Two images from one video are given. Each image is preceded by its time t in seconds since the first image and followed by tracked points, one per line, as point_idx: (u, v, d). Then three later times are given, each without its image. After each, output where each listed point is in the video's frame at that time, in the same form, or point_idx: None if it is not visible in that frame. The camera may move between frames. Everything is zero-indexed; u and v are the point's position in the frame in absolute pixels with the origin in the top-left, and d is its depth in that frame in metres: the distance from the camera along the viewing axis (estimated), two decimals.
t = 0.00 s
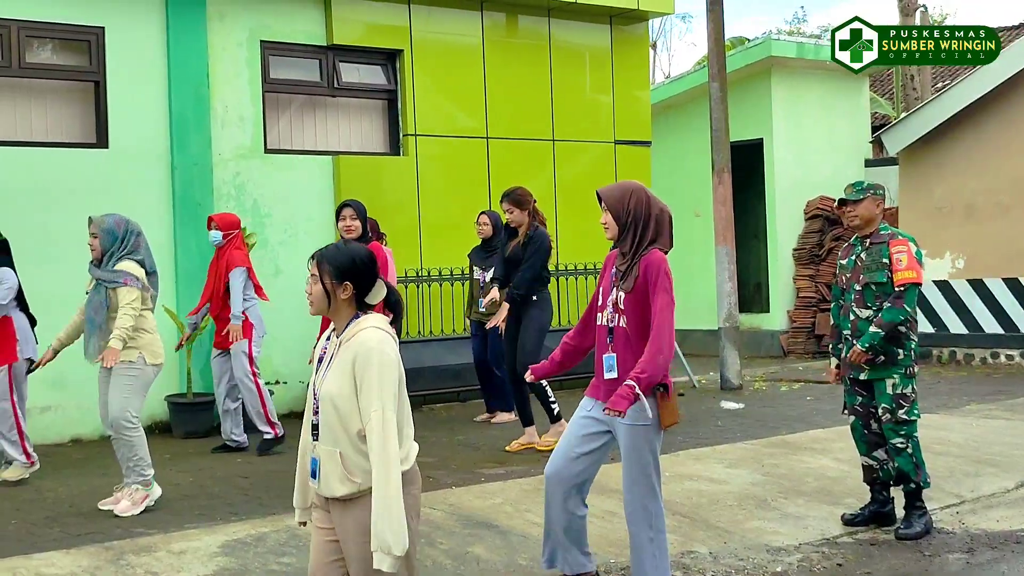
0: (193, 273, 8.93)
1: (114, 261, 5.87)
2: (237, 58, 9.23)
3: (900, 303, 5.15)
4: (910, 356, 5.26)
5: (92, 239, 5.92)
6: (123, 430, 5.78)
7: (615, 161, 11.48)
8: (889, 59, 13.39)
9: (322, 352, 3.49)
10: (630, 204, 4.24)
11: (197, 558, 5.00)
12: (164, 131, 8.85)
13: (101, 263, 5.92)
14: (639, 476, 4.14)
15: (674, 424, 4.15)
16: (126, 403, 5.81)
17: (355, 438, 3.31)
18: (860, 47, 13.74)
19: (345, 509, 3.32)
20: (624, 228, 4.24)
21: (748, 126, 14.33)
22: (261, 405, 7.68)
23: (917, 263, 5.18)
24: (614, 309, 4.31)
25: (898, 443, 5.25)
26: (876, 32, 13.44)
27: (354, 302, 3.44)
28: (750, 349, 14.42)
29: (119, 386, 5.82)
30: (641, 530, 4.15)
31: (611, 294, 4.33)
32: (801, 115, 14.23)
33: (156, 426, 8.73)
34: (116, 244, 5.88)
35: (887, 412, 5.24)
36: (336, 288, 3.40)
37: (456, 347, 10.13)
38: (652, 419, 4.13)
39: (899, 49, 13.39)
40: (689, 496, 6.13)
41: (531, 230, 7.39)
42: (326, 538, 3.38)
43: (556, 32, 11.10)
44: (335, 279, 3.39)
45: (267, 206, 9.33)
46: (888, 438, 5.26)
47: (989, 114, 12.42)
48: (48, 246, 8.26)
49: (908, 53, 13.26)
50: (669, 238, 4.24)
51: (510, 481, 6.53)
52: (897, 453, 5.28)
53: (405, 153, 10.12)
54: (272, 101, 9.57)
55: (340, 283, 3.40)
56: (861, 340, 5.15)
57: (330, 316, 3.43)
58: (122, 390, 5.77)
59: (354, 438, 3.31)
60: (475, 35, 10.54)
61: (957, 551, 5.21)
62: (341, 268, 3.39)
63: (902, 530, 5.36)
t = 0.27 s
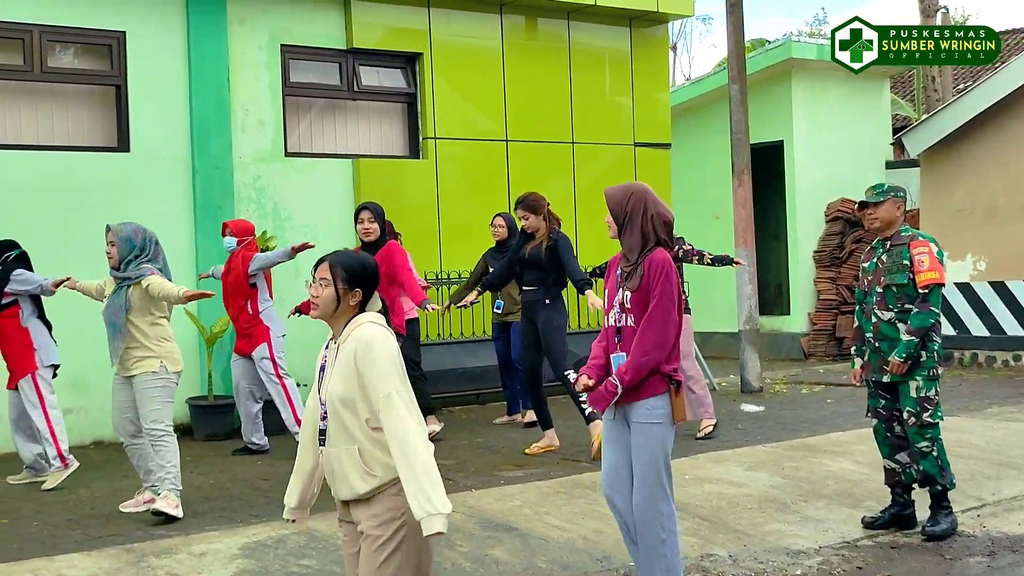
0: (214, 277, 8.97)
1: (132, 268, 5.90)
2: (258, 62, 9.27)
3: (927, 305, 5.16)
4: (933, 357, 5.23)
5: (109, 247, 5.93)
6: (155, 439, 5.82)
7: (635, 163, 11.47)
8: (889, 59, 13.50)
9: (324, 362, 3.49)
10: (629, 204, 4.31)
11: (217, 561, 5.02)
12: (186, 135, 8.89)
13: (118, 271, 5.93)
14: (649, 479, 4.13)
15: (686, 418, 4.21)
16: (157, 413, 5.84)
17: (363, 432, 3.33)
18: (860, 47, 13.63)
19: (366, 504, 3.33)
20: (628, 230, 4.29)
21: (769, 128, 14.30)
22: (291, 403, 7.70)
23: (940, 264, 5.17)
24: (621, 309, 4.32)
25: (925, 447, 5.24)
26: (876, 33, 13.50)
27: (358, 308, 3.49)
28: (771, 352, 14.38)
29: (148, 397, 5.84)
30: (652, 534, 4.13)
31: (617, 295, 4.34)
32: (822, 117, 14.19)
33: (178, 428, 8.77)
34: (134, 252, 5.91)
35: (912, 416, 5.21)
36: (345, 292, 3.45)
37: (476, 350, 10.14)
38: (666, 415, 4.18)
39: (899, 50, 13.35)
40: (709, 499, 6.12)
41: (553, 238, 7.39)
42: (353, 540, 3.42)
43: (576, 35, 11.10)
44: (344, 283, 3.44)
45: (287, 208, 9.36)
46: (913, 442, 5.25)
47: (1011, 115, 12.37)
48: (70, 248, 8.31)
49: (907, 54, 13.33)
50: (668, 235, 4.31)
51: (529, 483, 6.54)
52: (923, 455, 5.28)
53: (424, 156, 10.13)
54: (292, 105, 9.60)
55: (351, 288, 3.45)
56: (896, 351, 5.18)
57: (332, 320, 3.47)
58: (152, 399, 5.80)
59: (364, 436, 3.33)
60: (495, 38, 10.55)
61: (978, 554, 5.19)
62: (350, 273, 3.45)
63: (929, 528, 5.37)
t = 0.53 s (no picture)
0: (237, 280, 9.00)
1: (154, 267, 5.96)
2: (280, 66, 9.30)
3: (989, 311, 5.13)
4: (967, 362, 5.20)
5: (131, 247, 6.02)
6: (163, 436, 5.85)
7: (657, 165, 11.46)
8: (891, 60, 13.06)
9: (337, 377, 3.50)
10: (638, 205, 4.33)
11: (240, 562, 5.04)
12: (208, 138, 8.93)
13: (142, 270, 6.00)
14: (685, 479, 4.13)
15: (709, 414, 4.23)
16: (166, 409, 5.87)
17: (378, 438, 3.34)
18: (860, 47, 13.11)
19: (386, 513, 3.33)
20: (637, 231, 4.31)
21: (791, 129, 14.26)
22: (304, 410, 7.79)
23: (986, 268, 5.18)
24: (635, 312, 4.31)
25: (969, 449, 5.23)
26: (876, 34, 12.99)
27: (370, 324, 3.51)
28: (794, 354, 14.33)
29: (161, 391, 5.87)
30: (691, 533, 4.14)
31: (630, 298, 4.34)
32: (844, 119, 14.15)
33: (200, 431, 8.81)
34: (154, 249, 5.98)
35: (951, 420, 5.20)
36: (356, 308, 3.47)
37: (498, 352, 10.14)
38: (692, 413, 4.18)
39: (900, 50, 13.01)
40: (731, 502, 6.11)
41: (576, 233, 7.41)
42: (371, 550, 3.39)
43: (597, 37, 11.10)
44: (356, 299, 3.46)
45: (309, 211, 9.38)
46: (957, 446, 5.25)
47: None
48: (93, 251, 8.35)
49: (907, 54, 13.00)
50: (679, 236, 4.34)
51: (551, 486, 6.54)
52: (969, 459, 5.26)
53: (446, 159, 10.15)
54: (314, 108, 9.63)
55: (361, 304, 3.47)
56: (975, 359, 5.09)
57: (342, 336, 3.48)
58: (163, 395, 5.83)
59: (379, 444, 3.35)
60: (516, 40, 10.55)
61: (1003, 557, 5.16)
62: (362, 290, 3.47)
63: (981, 532, 5.31)
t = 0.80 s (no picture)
0: (260, 283, 9.04)
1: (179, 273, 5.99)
2: (303, 70, 9.33)
3: None
4: (1023, 370, 5.23)
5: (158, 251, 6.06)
6: (186, 447, 5.92)
7: (679, 168, 11.45)
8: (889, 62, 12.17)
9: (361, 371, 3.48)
10: (654, 211, 4.34)
11: (263, 565, 5.05)
12: (231, 142, 8.97)
13: (168, 273, 6.04)
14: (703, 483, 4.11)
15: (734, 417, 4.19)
16: (189, 419, 5.92)
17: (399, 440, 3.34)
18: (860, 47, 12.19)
19: (403, 512, 3.36)
20: (650, 238, 4.33)
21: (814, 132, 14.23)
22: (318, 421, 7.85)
23: None
24: (653, 317, 4.32)
25: (1016, 460, 5.21)
26: (877, 32, 12.07)
27: (392, 312, 3.50)
28: (817, 357, 14.29)
29: (182, 401, 5.92)
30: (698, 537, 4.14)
31: (647, 304, 4.35)
32: (868, 121, 14.10)
33: (223, 433, 8.84)
34: (179, 253, 6.01)
35: (1005, 428, 5.22)
36: (374, 297, 3.46)
37: (520, 356, 10.15)
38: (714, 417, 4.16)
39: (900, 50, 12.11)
40: (753, 506, 6.10)
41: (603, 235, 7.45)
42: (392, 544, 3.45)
43: (620, 40, 11.10)
44: (373, 288, 3.46)
45: (332, 214, 9.41)
46: (1006, 456, 5.23)
47: None
48: (118, 255, 8.40)
49: (906, 54, 12.10)
50: (693, 238, 4.31)
51: (573, 489, 6.54)
52: (1015, 472, 5.22)
53: (468, 162, 10.16)
54: (338, 112, 9.66)
55: (378, 293, 3.47)
56: None
57: (365, 328, 3.49)
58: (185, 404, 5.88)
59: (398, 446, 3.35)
60: (538, 43, 10.56)
61: None
62: (378, 279, 3.47)
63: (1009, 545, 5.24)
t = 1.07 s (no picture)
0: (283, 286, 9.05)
1: (202, 278, 6.04)
2: (327, 74, 9.35)
3: None
4: None
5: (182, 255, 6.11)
6: (204, 452, 5.95)
7: (703, 171, 11.42)
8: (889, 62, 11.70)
9: (401, 370, 3.52)
10: (678, 210, 4.34)
11: (285, 568, 5.06)
12: (255, 146, 8.99)
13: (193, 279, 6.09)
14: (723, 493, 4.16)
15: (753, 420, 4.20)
16: (207, 425, 5.94)
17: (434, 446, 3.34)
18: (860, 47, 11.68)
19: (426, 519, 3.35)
20: (679, 237, 4.31)
21: (838, 135, 14.18)
22: (340, 424, 7.77)
23: None
24: (681, 316, 4.32)
25: None
26: (876, 33, 11.55)
27: (427, 316, 3.49)
28: (841, 361, 14.22)
29: (201, 407, 5.94)
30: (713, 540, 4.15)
31: (675, 303, 4.35)
32: (892, 124, 14.05)
33: (245, 436, 8.85)
34: (200, 261, 6.04)
35: None
36: (406, 304, 3.46)
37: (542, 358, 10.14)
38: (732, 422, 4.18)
39: (899, 49, 11.66)
40: (776, 510, 6.07)
41: (635, 237, 7.37)
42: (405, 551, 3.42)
43: (643, 43, 11.08)
44: (403, 296, 3.46)
45: (355, 218, 9.42)
46: None
47: None
48: (142, 258, 8.43)
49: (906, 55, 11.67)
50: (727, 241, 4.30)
51: (595, 493, 6.53)
52: None
53: (491, 165, 10.16)
54: (361, 116, 9.68)
55: (409, 299, 3.46)
56: None
57: (405, 333, 3.49)
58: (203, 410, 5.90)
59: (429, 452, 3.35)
60: (562, 46, 10.56)
61: None
62: (408, 285, 3.46)
63: None
